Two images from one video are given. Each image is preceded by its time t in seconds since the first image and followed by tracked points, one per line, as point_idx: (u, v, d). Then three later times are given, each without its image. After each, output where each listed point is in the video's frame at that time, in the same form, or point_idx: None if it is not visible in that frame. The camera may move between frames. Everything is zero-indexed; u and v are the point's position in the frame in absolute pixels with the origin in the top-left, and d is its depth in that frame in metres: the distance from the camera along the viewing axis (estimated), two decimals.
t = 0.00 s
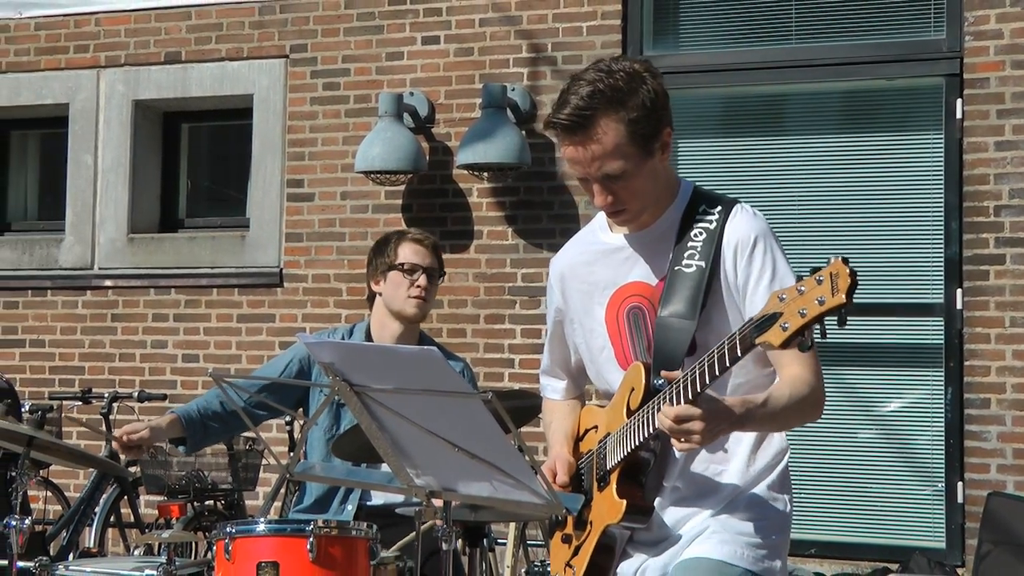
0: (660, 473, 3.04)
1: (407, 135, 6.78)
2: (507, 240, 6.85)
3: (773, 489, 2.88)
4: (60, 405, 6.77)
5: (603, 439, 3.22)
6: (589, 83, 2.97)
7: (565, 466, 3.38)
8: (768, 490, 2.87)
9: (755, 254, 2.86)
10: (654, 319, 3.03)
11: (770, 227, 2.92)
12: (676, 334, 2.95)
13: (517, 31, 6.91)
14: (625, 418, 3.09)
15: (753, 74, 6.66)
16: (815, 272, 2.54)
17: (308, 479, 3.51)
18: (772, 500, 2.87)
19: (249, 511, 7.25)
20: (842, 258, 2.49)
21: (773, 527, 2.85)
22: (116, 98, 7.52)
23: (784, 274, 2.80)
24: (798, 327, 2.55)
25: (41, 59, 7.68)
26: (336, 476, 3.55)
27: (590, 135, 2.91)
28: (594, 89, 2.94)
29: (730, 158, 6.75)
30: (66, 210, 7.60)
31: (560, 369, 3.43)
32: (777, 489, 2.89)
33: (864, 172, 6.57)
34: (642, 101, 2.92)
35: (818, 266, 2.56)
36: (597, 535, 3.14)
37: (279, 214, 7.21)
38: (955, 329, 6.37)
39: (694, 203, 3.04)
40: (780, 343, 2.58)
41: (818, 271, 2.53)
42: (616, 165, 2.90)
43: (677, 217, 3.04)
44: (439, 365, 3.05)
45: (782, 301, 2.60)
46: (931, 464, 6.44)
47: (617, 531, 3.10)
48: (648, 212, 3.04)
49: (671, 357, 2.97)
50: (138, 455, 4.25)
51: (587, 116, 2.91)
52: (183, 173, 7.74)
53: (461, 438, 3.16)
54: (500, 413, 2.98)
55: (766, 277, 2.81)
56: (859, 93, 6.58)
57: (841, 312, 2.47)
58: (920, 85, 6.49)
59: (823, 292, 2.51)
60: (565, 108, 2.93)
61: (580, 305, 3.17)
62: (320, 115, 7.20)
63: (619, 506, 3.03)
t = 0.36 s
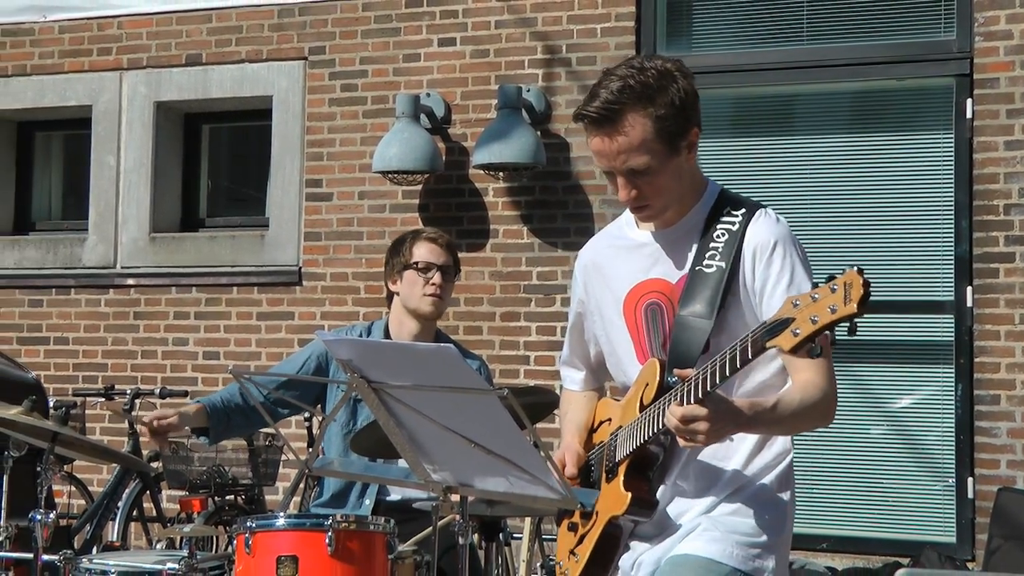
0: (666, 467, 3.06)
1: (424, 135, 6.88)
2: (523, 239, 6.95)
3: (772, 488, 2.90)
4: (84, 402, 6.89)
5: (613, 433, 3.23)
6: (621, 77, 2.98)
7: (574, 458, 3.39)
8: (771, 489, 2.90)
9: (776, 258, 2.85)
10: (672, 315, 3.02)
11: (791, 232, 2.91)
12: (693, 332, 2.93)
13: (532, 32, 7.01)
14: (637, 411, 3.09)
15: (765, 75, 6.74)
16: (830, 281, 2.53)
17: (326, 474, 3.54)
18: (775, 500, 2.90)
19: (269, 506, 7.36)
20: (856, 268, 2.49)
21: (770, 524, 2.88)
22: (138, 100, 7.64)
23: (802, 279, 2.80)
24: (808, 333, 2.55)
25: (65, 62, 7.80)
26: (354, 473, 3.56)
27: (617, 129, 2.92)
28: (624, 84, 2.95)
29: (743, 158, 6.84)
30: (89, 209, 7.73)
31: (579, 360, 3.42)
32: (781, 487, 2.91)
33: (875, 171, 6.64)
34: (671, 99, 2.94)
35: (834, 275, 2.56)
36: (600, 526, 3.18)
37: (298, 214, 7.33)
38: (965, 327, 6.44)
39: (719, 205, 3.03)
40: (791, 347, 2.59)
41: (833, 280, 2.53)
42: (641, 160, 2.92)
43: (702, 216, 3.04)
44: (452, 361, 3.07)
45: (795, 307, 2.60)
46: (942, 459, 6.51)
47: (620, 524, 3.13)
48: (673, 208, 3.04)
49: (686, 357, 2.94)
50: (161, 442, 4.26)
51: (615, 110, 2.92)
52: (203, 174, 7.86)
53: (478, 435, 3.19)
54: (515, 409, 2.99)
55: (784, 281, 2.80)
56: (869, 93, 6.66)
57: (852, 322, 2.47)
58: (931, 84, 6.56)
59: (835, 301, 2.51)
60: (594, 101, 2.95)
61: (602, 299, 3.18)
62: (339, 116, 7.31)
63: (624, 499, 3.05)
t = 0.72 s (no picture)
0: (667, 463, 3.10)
1: (438, 136, 6.98)
2: (535, 238, 7.06)
3: (772, 486, 2.91)
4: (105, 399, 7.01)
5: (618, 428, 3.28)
6: (639, 76, 2.96)
7: (580, 451, 3.44)
8: (773, 486, 2.92)
9: (781, 262, 2.85)
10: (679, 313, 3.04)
11: (800, 235, 2.90)
12: (694, 331, 2.95)
13: (544, 34, 7.11)
14: (639, 408, 3.14)
15: (774, 76, 6.83)
16: (804, 290, 2.61)
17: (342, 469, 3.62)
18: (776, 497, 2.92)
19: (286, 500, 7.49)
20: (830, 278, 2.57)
21: (768, 523, 2.89)
22: (156, 101, 7.77)
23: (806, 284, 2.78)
24: (784, 339, 2.60)
25: (85, 64, 7.92)
26: (369, 467, 3.58)
27: (634, 126, 2.91)
28: (643, 82, 2.93)
29: (754, 157, 6.93)
30: (109, 209, 7.85)
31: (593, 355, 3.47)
32: (783, 485, 2.93)
33: (884, 170, 6.72)
34: (689, 100, 2.93)
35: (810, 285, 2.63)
36: (601, 518, 3.19)
37: (314, 213, 7.44)
38: (971, 324, 6.51)
39: (731, 206, 3.03)
40: (766, 353, 2.63)
41: (809, 289, 2.61)
42: (656, 159, 2.91)
43: (714, 215, 3.04)
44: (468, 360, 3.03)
45: (772, 314, 2.65)
46: (948, 454, 6.60)
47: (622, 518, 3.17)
48: (686, 207, 3.03)
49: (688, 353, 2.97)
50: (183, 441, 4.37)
51: (633, 108, 2.91)
52: (221, 174, 7.98)
53: (490, 432, 3.19)
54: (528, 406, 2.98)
55: (787, 284, 2.79)
56: (877, 93, 6.75)
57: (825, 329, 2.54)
58: (938, 85, 6.65)
59: (809, 308, 2.58)
60: (612, 98, 2.94)
61: (614, 295, 3.22)
62: (353, 116, 7.41)
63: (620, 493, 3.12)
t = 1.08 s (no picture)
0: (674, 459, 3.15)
1: (448, 135, 7.08)
2: (543, 236, 7.16)
3: (775, 480, 2.98)
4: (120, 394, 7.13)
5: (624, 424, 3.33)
6: (639, 80, 3.05)
7: (584, 447, 3.53)
8: (775, 481, 2.98)
9: (783, 259, 2.94)
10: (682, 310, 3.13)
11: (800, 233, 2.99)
12: (698, 328, 3.03)
13: (552, 35, 7.21)
14: (642, 403, 3.19)
15: (779, 76, 6.92)
16: (826, 288, 2.64)
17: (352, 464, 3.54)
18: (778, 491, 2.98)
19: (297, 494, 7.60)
20: (852, 276, 2.60)
21: (772, 516, 2.95)
22: (170, 101, 7.88)
23: (809, 279, 2.87)
24: (806, 339, 2.64)
25: (100, 65, 8.04)
26: (379, 462, 3.57)
27: (635, 131, 3.01)
28: (643, 87, 3.03)
29: (760, 156, 7.02)
30: (124, 208, 7.98)
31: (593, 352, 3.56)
32: (785, 480, 2.99)
33: (887, 169, 6.81)
34: (689, 103, 3.02)
35: (831, 283, 2.66)
36: (607, 514, 3.27)
37: (325, 212, 7.55)
38: (974, 320, 6.60)
39: (731, 205, 3.12)
40: (788, 352, 2.68)
41: (830, 287, 2.64)
42: (658, 163, 3.01)
43: (715, 215, 3.13)
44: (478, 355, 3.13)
45: (793, 313, 2.69)
46: (952, 449, 6.68)
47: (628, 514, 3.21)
48: (687, 207, 3.13)
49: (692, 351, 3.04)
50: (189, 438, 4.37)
51: (634, 113, 3.00)
52: (233, 173, 8.09)
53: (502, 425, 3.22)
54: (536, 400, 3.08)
55: (790, 282, 2.88)
56: (880, 93, 6.83)
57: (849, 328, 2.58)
58: (940, 84, 6.73)
59: (831, 307, 2.61)
60: (613, 104, 3.03)
61: (616, 293, 3.30)
62: (364, 117, 7.52)
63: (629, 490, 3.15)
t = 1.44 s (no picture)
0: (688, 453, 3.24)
1: (458, 134, 7.19)
2: (552, 233, 7.26)
3: (790, 468, 3.10)
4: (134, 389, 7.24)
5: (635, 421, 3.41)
6: (636, 83, 3.16)
7: (599, 447, 3.59)
8: (791, 470, 3.10)
9: (786, 250, 3.03)
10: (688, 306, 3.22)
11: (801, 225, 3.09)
12: (706, 322, 3.11)
13: (560, 35, 7.31)
14: (654, 401, 3.29)
15: (784, 75, 7.01)
16: (831, 272, 2.71)
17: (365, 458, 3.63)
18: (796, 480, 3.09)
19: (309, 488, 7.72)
20: (856, 259, 2.68)
21: (788, 504, 3.07)
22: (184, 101, 8.00)
23: (811, 269, 2.97)
24: (814, 323, 2.71)
25: (115, 65, 8.17)
26: (391, 456, 3.67)
27: (635, 134, 3.11)
28: (640, 90, 3.13)
29: (764, 153, 7.11)
30: (139, 205, 8.10)
31: (599, 350, 3.65)
32: (800, 469, 3.11)
33: (891, 165, 6.91)
34: (686, 103, 3.12)
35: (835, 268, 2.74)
36: (624, 510, 3.33)
37: (336, 209, 7.66)
38: (977, 316, 6.69)
39: (732, 202, 3.22)
40: (798, 337, 2.75)
41: (835, 271, 2.71)
42: (658, 163, 3.11)
43: (716, 212, 3.23)
44: (489, 353, 3.19)
45: (801, 298, 2.77)
46: (955, 443, 6.78)
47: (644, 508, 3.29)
48: (688, 205, 3.23)
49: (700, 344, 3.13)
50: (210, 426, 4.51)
51: (633, 116, 3.11)
52: (246, 171, 8.20)
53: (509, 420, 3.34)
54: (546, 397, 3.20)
55: (794, 271, 2.98)
56: (884, 91, 6.92)
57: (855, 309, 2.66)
58: (943, 83, 6.82)
59: (838, 290, 2.69)
60: (612, 107, 3.14)
61: (621, 292, 3.39)
62: (375, 116, 7.63)
63: (646, 485, 3.22)
